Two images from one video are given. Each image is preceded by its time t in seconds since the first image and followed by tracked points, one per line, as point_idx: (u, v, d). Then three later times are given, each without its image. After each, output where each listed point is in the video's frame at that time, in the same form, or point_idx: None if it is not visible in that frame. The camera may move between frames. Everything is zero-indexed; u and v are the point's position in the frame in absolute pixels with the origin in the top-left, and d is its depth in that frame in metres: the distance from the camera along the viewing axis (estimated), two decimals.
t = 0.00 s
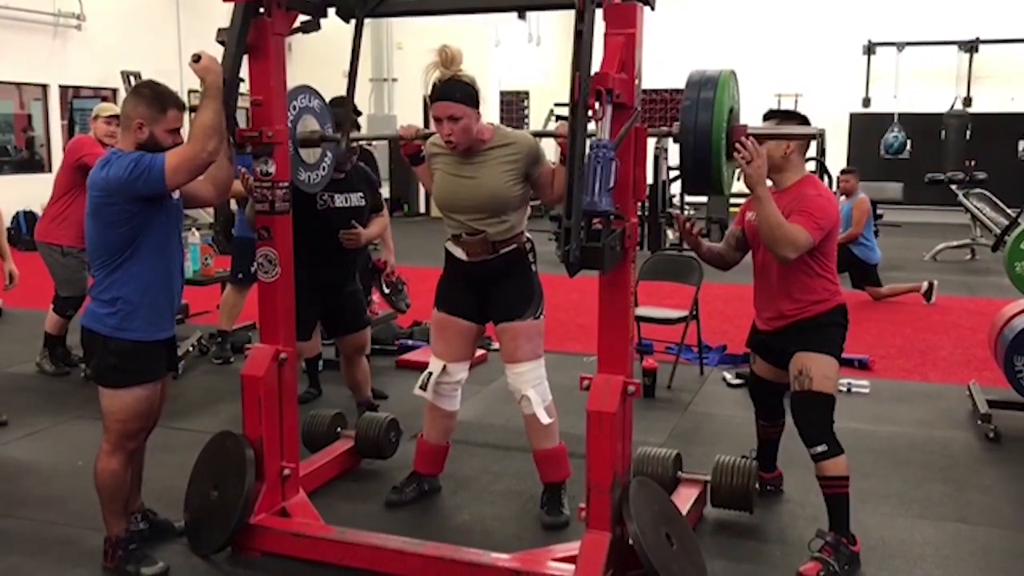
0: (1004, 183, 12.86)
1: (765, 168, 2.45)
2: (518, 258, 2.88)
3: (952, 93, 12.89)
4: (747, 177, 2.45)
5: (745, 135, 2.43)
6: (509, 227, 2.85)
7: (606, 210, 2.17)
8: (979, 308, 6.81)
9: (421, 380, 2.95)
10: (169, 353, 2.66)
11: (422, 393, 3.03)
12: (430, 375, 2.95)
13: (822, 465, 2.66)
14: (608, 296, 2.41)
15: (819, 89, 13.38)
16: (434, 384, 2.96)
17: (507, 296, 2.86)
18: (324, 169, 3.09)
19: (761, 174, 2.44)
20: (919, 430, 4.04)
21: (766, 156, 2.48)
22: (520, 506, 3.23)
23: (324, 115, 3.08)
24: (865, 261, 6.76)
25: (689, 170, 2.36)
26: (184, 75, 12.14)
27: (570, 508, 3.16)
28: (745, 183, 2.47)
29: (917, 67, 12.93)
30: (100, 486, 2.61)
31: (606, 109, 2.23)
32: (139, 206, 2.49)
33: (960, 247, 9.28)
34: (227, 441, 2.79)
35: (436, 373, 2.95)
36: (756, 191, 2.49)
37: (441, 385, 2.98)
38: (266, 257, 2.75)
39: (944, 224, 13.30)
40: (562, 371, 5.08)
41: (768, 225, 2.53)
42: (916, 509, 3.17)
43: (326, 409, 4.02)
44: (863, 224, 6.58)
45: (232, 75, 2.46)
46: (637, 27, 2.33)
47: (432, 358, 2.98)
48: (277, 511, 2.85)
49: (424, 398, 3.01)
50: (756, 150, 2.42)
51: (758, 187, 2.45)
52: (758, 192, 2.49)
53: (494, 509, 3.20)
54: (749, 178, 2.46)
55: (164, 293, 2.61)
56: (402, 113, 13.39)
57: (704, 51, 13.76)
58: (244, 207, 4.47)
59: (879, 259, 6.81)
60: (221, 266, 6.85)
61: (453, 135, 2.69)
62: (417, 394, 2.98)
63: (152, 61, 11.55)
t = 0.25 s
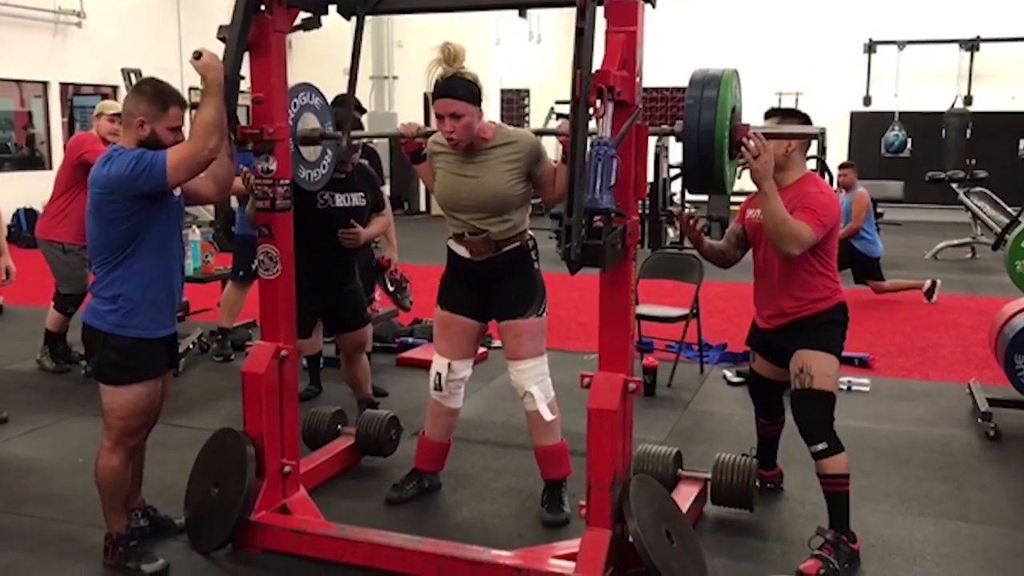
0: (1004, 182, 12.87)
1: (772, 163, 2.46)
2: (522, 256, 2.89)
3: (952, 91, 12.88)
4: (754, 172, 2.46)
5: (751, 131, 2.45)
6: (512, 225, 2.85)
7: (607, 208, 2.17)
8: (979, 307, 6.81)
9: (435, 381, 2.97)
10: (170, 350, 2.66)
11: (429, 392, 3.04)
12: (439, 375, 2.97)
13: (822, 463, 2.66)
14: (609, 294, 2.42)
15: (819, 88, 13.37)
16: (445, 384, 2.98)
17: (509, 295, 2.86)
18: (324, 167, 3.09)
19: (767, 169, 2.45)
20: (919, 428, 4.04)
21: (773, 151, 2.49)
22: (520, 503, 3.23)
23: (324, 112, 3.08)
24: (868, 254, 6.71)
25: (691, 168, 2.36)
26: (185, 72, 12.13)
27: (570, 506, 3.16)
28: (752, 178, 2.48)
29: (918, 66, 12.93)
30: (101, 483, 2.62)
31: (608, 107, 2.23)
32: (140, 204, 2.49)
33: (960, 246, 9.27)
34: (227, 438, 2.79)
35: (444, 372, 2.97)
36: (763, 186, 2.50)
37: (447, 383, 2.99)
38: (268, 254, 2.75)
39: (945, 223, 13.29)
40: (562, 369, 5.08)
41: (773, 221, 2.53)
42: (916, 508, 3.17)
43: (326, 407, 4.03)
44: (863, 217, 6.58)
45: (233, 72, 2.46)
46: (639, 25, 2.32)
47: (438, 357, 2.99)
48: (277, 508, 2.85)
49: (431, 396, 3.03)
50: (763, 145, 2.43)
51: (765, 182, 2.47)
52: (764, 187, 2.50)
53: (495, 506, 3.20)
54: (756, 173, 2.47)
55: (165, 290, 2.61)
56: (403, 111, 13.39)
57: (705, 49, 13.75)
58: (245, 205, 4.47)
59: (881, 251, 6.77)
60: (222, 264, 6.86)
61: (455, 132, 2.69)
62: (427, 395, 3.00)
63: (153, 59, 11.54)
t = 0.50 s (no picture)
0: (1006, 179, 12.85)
1: (775, 159, 2.47)
2: (523, 252, 2.89)
3: (954, 88, 12.85)
4: (757, 168, 2.47)
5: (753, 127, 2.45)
6: (513, 222, 2.86)
7: (608, 204, 2.17)
8: (981, 304, 6.80)
9: (432, 376, 2.96)
10: (171, 346, 2.66)
11: (428, 388, 3.03)
12: (436, 370, 2.95)
13: (823, 460, 2.67)
14: (610, 290, 2.42)
15: (821, 85, 13.36)
16: (441, 379, 2.96)
17: (510, 291, 2.86)
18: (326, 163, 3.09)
19: (770, 165, 2.46)
20: (920, 426, 4.04)
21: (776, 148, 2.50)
22: (521, 500, 3.23)
23: (325, 109, 3.09)
24: (874, 242, 6.72)
25: (692, 166, 2.36)
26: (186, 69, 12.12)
27: (571, 503, 3.16)
28: (754, 174, 2.49)
29: (919, 63, 12.90)
30: (103, 479, 2.62)
31: (609, 103, 2.22)
32: (142, 200, 2.49)
33: (961, 243, 9.26)
34: (229, 434, 2.79)
35: (442, 368, 2.95)
36: (766, 183, 2.50)
37: (446, 379, 2.99)
38: (268, 250, 2.75)
39: (947, 220, 13.28)
40: (563, 366, 5.08)
41: (777, 218, 2.53)
42: (917, 505, 3.17)
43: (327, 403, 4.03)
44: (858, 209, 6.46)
45: (234, 68, 2.45)
46: (640, 21, 2.32)
47: (437, 353, 2.98)
48: (278, 504, 2.85)
49: (430, 392, 3.02)
50: (766, 141, 2.44)
51: (767, 178, 2.47)
52: (767, 184, 2.51)
53: (496, 502, 3.20)
54: (759, 169, 2.48)
55: (166, 286, 2.61)
56: (403, 108, 13.38)
57: (706, 46, 13.73)
58: (247, 202, 4.47)
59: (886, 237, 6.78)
60: (223, 260, 6.86)
61: (458, 129, 2.69)
62: (425, 390, 2.98)
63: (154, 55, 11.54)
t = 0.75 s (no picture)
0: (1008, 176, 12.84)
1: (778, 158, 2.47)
2: (525, 250, 2.89)
3: (956, 86, 12.82)
4: (760, 167, 2.46)
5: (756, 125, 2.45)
6: (514, 220, 2.86)
7: (610, 202, 2.17)
8: (982, 302, 6.80)
9: (435, 375, 2.96)
10: (173, 343, 2.66)
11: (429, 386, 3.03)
12: (440, 368, 2.96)
13: (825, 458, 2.67)
14: (611, 288, 2.42)
15: (823, 82, 13.34)
16: (445, 377, 2.97)
17: (512, 289, 2.86)
18: (327, 161, 3.09)
19: (773, 164, 2.46)
20: (921, 424, 4.04)
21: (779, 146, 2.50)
22: (523, 497, 3.24)
23: (326, 107, 3.09)
24: (869, 220, 6.62)
25: (693, 163, 2.36)
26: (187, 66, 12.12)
27: (572, 500, 3.16)
28: (757, 173, 2.49)
29: (921, 61, 12.88)
30: (105, 477, 2.62)
31: (611, 101, 2.22)
32: (144, 197, 2.49)
33: (963, 241, 9.25)
34: (231, 432, 2.80)
35: (443, 365, 2.95)
36: (768, 181, 2.50)
37: (448, 377, 2.98)
38: (270, 248, 2.75)
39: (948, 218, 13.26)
40: (564, 364, 5.08)
41: (780, 217, 2.54)
42: (918, 503, 3.17)
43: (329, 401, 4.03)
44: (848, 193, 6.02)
45: (236, 66, 2.45)
46: (642, 19, 2.32)
47: (438, 351, 2.98)
48: (280, 502, 2.86)
49: (432, 390, 3.02)
50: (769, 140, 2.43)
51: (770, 177, 2.47)
52: (769, 182, 2.51)
53: (497, 500, 3.21)
54: (762, 168, 2.47)
55: (168, 284, 2.61)
56: (404, 106, 13.38)
57: (708, 44, 13.72)
58: (248, 199, 4.46)
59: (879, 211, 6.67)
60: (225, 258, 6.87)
61: (459, 126, 2.69)
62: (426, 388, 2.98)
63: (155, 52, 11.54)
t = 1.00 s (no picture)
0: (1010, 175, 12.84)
1: (782, 158, 2.47)
2: (526, 249, 2.89)
3: (957, 86, 12.81)
4: (764, 167, 2.46)
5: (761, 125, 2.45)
6: (515, 218, 2.86)
7: (611, 202, 2.17)
8: (984, 301, 6.79)
9: (436, 374, 2.96)
10: (175, 343, 2.66)
11: (430, 385, 3.03)
12: (439, 367, 2.96)
13: (827, 458, 2.67)
14: (612, 288, 2.42)
15: (824, 82, 13.34)
16: (444, 376, 2.96)
17: (513, 289, 2.86)
18: (329, 160, 3.09)
19: (778, 164, 2.46)
20: (923, 423, 4.04)
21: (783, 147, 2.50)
22: (524, 497, 3.24)
23: (328, 106, 3.09)
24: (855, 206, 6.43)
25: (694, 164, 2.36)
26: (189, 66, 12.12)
27: (574, 500, 3.16)
28: (761, 172, 2.49)
29: (923, 60, 12.86)
30: (107, 476, 2.62)
31: (612, 100, 2.22)
32: (146, 197, 2.49)
33: (964, 240, 9.25)
34: (233, 432, 2.80)
35: (444, 364, 2.95)
36: (772, 181, 2.50)
37: (449, 376, 2.98)
38: (272, 248, 2.75)
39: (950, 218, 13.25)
40: (566, 363, 5.08)
41: (784, 217, 2.54)
42: (920, 502, 3.17)
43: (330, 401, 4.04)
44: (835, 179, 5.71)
45: (238, 66, 2.45)
46: (643, 19, 2.32)
47: (439, 351, 2.98)
48: (282, 501, 2.86)
49: (433, 389, 3.01)
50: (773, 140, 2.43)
51: (775, 177, 2.47)
52: (774, 183, 2.51)
53: (499, 499, 3.21)
54: (766, 168, 2.47)
55: (170, 283, 2.61)
56: (406, 105, 13.38)
57: (709, 43, 13.72)
58: (250, 199, 4.47)
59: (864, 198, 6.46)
60: (226, 258, 6.87)
61: (460, 126, 2.69)
62: (428, 387, 2.98)
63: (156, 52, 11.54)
